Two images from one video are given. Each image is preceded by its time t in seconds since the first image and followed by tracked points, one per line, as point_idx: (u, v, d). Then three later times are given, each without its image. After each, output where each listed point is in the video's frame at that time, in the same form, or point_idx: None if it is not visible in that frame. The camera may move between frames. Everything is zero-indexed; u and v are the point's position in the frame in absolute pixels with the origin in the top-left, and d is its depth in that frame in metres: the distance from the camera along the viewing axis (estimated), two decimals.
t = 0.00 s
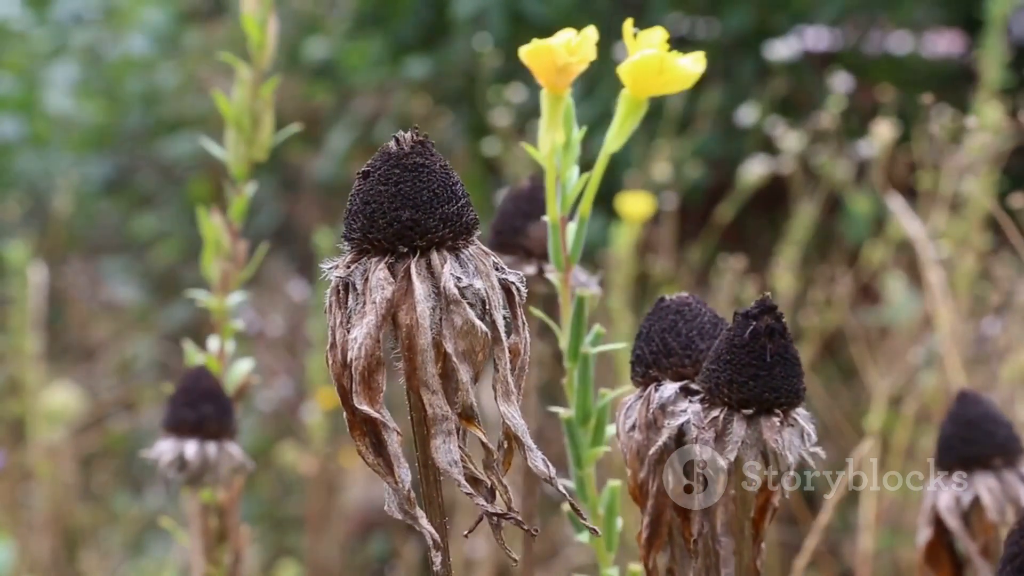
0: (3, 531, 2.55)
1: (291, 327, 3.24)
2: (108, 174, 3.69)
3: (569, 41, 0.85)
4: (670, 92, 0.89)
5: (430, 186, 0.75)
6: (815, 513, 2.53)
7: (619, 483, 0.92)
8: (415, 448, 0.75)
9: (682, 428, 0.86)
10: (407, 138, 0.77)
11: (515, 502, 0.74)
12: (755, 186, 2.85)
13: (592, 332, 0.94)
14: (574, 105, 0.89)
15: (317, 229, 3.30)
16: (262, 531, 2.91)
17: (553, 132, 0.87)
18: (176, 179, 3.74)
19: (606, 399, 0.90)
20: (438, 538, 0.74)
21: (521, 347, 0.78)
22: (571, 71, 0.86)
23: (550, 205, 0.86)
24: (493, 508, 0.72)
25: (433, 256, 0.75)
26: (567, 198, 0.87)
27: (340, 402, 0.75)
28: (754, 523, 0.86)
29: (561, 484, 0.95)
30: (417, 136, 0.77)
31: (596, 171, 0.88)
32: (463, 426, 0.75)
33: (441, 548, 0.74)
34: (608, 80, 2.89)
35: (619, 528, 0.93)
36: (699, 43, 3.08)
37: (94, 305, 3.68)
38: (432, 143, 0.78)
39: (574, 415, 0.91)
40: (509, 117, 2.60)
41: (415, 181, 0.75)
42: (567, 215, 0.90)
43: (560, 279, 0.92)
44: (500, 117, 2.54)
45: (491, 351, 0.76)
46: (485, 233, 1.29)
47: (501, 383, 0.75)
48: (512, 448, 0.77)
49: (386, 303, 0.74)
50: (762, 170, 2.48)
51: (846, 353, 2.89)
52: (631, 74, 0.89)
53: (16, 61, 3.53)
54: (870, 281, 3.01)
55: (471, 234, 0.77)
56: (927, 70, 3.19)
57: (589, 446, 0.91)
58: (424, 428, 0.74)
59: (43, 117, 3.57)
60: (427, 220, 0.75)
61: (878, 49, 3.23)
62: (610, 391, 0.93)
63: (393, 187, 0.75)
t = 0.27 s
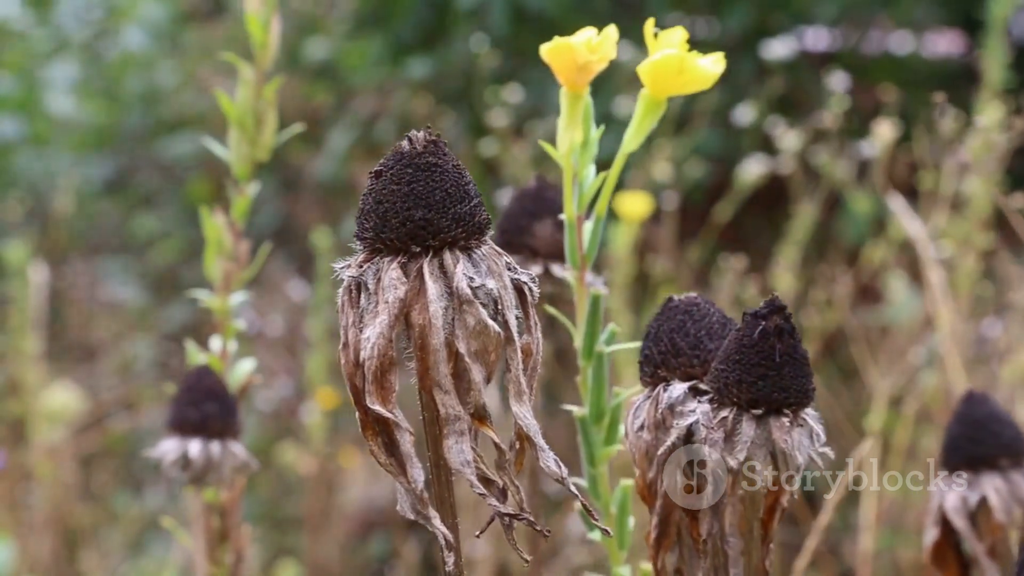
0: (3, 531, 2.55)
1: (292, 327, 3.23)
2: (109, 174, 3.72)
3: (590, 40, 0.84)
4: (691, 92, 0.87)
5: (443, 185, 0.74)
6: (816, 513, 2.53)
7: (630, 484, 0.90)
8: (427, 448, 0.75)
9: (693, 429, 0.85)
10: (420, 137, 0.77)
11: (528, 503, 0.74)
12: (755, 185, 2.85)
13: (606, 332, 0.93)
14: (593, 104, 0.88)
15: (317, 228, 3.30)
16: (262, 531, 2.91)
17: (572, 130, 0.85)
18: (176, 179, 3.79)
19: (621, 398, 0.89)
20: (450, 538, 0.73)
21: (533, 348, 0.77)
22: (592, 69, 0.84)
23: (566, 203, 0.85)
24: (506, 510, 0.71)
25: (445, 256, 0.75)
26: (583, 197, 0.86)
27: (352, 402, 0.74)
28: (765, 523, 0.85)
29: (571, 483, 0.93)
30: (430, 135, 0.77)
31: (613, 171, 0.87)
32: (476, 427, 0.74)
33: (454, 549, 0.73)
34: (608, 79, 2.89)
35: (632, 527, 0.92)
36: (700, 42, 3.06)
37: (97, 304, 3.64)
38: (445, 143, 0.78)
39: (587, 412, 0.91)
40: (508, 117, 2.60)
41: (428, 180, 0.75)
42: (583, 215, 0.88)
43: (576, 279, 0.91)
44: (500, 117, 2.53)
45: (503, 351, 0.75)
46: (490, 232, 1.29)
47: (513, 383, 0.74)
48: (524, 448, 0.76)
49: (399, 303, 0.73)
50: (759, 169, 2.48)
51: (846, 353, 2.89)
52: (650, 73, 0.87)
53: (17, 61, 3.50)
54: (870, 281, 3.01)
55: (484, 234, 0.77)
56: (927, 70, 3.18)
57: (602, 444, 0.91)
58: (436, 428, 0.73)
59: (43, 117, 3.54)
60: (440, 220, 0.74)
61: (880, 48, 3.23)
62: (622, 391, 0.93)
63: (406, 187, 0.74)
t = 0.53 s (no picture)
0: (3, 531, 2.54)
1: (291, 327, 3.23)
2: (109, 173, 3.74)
3: (606, 35, 0.84)
4: (705, 89, 0.87)
5: (488, 180, 0.74)
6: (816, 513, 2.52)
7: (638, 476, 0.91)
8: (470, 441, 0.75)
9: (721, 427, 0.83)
10: (463, 134, 0.77)
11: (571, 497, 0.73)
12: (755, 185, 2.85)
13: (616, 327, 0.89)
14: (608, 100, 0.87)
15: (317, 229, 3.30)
16: (261, 531, 2.90)
17: (586, 124, 0.84)
18: (175, 179, 3.77)
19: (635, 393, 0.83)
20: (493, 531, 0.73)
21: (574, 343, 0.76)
22: (608, 63, 0.84)
23: (579, 198, 0.83)
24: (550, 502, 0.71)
25: (489, 251, 0.74)
26: (597, 191, 0.83)
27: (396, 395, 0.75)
28: (790, 521, 0.83)
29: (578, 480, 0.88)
30: (474, 132, 0.77)
31: (627, 167, 0.86)
32: (517, 420, 0.73)
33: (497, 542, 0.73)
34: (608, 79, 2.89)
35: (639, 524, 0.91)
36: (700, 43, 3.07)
37: (97, 304, 3.67)
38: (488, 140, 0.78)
39: (598, 408, 0.83)
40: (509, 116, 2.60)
41: (472, 175, 0.74)
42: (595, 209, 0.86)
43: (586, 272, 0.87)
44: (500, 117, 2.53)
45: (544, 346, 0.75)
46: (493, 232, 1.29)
47: (553, 378, 0.74)
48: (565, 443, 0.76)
49: (443, 296, 0.73)
50: (764, 170, 2.48)
51: (846, 353, 2.89)
52: (665, 69, 0.87)
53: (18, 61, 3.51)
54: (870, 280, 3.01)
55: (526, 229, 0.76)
56: (927, 70, 3.20)
57: (611, 440, 0.84)
58: (479, 421, 0.73)
59: (44, 117, 3.44)
60: (484, 215, 0.73)
61: (879, 48, 3.22)
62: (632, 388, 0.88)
63: (451, 181, 0.74)
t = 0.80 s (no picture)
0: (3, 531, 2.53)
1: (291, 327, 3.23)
2: (107, 174, 3.68)
3: (623, 32, 0.84)
4: (722, 85, 0.87)
5: (519, 178, 0.73)
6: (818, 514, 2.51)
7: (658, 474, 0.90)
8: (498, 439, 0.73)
9: (751, 426, 0.83)
10: (495, 131, 0.75)
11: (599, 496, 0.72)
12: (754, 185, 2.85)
13: (636, 324, 0.92)
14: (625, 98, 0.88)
15: (316, 228, 3.30)
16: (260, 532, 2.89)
17: (602, 124, 0.85)
18: (175, 178, 3.73)
19: (649, 390, 0.89)
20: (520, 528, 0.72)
21: (601, 342, 0.75)
22: (624, 60, 0.85)
23: (597, 196, 0.85)
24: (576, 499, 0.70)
25: (518, 248, 0.72)
26: (613, 190, 0.85)
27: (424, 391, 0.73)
28: (820, 520, 0.84)
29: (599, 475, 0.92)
30: (505, 130, 0.76)
31: (644, 165, 0.87)
32: (545, 418, 0.72)
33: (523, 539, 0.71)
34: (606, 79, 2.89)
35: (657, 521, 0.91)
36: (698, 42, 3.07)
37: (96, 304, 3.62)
38: (520, 139, 0.77)
39: (616, 404, 0.90)
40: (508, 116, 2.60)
41: (503, 174, 0.73)
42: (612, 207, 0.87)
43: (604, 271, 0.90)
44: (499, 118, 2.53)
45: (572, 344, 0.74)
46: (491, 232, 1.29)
47: (581, 377, 0.73)
48: (590, 441, 0.74)
49: (473, 294, 0.71)
50: (758, 170, 2.47)
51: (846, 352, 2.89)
52: (682, 65, 0.87)
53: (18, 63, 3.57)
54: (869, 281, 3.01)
55: (556, 227, 0.74)
56: (927, 70, 3.22)
57: (631, 437, 0.90)
58: (506, 418, 0.71)
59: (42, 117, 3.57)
60: (514, 213, 0.72)
61: (879, 48, 3.22)
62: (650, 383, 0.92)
63: (482, 180, 0.73)
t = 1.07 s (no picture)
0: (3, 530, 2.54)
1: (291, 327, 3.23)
2: (108, 174, 3.73)
3: (694, 23, 0.88)
4: (784, 81, 0.90)
5: (528, 174, 0.74)
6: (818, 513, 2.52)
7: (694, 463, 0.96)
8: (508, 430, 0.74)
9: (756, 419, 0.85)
10: (505, 128, 0.77)
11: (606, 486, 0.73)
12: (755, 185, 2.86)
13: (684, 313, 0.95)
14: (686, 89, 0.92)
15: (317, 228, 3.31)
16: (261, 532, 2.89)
17: (665, 114, 0.89)
18: (176, 179, 3.75)
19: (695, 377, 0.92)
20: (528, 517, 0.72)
21: (609, 336, 0.75)
22: (691, 50, 0.88)
23: (655, 182, 0.88)
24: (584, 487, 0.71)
25: (528, 243, 0.73)
26: (672, 178, 0.89)
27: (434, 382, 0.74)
28: (823, 515, 0.83)
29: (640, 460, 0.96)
30: (516, 127, 0.77)
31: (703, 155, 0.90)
32: (554, 409, 0.72)
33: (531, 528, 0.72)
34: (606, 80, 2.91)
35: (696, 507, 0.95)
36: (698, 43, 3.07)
37: (95, 304, 3.55)
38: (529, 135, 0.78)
39: (661, 391, 0.93)
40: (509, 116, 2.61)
41: (512, 169, 0.74)
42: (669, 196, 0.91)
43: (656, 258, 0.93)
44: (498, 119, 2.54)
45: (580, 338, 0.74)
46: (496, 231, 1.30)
47: (589, 370, 0.74)
48: (598, 433, 0.74)
49: (483, 287, 0.72)
50: (757, 169, 2.47)
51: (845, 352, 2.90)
52: (746, 60, 0.90)
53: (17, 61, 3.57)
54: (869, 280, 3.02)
55: (565, 223, 0.75)
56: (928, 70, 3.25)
57: (674, 423, 0.93)
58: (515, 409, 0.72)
59: (42, 117, 3.56)
60: (523, 208, 0.73)
61: (879, 48, 3.24)
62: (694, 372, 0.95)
63: (492, 175, 0.74)
